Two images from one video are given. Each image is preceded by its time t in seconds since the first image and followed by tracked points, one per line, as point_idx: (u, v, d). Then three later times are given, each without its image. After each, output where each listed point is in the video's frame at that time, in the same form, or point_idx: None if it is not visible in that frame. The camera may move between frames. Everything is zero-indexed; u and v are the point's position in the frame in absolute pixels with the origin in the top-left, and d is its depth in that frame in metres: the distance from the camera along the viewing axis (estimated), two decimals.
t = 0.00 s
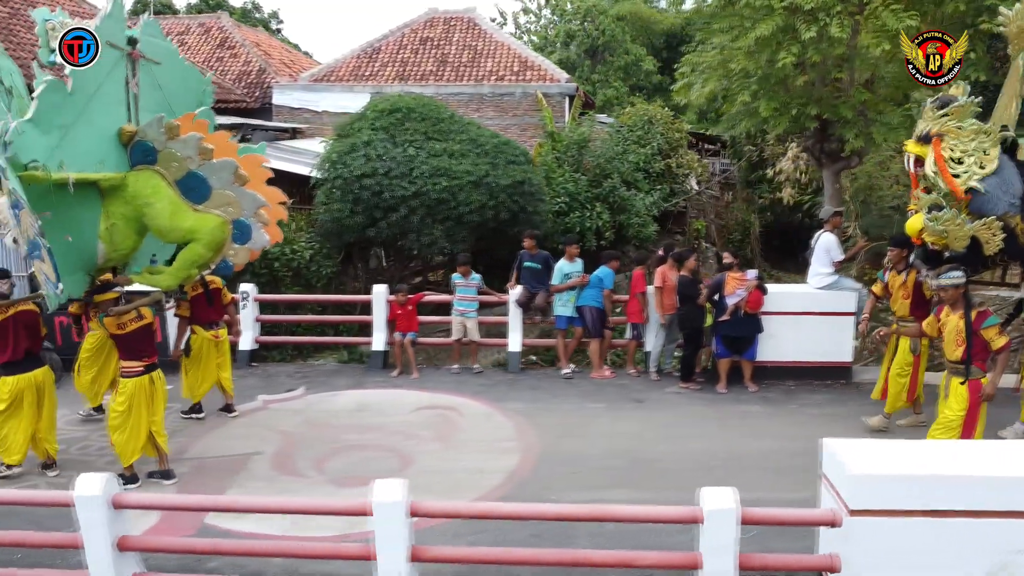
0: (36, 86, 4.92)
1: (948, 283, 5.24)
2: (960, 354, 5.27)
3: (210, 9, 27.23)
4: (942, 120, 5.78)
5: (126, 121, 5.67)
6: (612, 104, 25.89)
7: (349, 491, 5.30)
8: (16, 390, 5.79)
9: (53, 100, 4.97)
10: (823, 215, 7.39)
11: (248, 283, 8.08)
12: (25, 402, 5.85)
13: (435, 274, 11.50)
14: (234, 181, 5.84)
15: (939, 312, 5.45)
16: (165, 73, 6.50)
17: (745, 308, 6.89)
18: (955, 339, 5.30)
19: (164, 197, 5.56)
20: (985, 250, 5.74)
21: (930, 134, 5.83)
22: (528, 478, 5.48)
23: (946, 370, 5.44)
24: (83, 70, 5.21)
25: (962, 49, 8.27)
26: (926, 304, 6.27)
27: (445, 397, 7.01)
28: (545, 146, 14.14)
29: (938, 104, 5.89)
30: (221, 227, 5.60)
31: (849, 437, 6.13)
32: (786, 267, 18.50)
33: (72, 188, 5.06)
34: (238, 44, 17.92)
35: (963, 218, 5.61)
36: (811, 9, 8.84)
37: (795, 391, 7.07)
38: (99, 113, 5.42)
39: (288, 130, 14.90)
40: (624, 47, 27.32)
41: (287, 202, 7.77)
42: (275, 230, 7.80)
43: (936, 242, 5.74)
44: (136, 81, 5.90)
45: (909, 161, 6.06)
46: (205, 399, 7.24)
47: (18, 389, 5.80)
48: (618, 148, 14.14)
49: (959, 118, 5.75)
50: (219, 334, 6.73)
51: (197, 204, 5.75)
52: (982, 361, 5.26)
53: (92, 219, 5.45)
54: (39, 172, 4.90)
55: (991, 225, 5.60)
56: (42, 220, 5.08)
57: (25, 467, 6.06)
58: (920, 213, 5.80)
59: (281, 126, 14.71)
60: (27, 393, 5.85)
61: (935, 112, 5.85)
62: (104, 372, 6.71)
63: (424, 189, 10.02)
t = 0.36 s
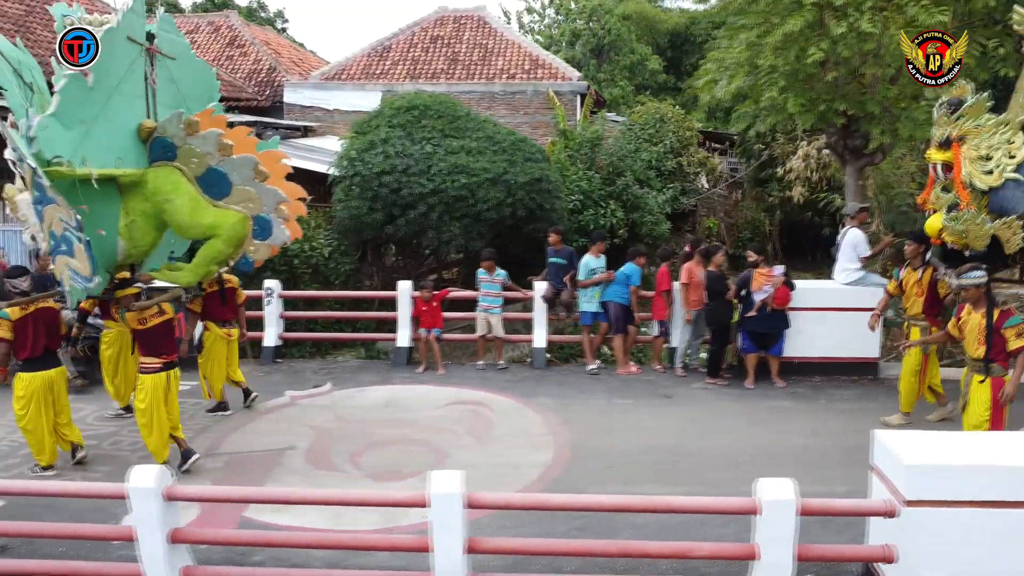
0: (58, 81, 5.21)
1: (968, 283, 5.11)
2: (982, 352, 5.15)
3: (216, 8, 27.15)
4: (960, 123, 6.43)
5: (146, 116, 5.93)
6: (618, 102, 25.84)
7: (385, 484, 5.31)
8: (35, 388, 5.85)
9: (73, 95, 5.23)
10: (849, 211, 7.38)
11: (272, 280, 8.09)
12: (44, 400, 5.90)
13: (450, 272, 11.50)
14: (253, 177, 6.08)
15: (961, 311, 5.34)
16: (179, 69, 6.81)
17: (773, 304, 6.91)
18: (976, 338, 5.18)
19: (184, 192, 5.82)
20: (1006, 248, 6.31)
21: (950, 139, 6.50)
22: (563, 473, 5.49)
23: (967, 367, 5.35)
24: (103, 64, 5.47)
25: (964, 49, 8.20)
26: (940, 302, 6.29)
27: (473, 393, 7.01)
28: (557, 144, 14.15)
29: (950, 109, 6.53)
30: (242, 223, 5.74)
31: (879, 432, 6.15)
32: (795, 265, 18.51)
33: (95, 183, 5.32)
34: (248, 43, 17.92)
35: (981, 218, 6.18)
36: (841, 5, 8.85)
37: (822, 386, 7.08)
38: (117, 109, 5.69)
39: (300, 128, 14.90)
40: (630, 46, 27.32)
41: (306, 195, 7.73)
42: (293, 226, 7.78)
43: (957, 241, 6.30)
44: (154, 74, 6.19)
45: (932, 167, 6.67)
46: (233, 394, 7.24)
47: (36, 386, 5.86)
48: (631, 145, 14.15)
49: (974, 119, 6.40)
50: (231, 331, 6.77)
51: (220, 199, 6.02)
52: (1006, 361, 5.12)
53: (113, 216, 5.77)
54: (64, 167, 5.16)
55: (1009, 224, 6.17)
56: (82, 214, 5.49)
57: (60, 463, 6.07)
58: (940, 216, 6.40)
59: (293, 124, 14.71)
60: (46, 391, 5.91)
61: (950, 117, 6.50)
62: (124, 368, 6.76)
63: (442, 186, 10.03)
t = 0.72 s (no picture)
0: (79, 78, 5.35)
1: (984, 287, 5.11)
2: (1000, 352, 5.08)
3: (221, 8, 27.10)
4: (973, 127, 5.99)
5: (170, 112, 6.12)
6: (624, 102, 25.78)
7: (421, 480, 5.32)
8: (65, 382, 5.83)
9: (97, 89, 5.40)
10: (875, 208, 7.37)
11: (295, 277, 8.09)
12: (74, 394, 5.89)
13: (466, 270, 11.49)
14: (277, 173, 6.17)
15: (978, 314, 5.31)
16: (202, 61, 6.82)
17: (796, 303, 6.92)
18: (994, 339, 5.12)
19: (207, 187, 6.05)
20: None
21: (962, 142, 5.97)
22: (598, 470, 5.49)
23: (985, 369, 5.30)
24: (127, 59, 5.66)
25: (964, 49, 8.19)
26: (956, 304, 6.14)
27: (500, 390, 7.02)
28: (569, 143, 14.17)
29: (967, 111, 6.08)
30: (264, 219, 6.05)
31: (908, 429, 6.17)
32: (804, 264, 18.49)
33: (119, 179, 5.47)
34: (257, 42, 17.92)
35: (997, 221, 5.56)
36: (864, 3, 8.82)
37: (848, 383, 7.10)
38: (141, 104, 5.86)
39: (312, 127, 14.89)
40: (636, 46, 27.27)
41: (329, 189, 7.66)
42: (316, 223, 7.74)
43: (973, 245, 5.73)
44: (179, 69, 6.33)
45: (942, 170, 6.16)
46: (259, 391, 7.24)
47: (67, 380, 5.85)
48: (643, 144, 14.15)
49: (989, 124, 5.98)
50: (255, 325, 6.77)
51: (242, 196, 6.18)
52: None
53: (136, 210, 5.97)
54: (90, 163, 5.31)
55: None
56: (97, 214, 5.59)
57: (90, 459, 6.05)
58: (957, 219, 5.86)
59: (305, 123, 14.70)
60: (75, 384, 5.89)
61: (965, 121, 6.06)
62: (149, 361, 6.74)
63: (460, 185, 10.04)
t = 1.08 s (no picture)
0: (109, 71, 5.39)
1: (985, 278, 5.03)
2: (1005, 344, 5.00)
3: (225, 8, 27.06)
4: (983, 116, 5.64)
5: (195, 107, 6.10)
6: (629, 102, 25.78)
7: (456, 477, 5.31)
8: (92, 377, 5.85)
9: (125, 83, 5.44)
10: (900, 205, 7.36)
11: (317, 276, 8.11)
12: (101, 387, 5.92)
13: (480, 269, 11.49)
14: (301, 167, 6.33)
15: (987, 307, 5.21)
16: (227, 58, 6.71)
17: (815, 302, 6.92)
18: (1001, 332, 5.02)
19: (232, 182, 6.03)
20: None
21: (970, 128, 5.69)
22: (632, 467, 5.48)
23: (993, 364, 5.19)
24: (148, 52, 5.64)
25: (964, 49, 8.22)
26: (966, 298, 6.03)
27: (526, 387, 7.02)
28: (581, 142, 14.18)
29: (986, 98, 5.68)
30: (288, 214, 6.07)
31: (937, 427, 6.18)
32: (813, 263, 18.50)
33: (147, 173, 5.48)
34: (266, 41, 17.93)
35: (1004, 213, 5.39)
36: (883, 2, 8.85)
37: (874, 382, 7.11)
38: (166, 98, 5.83)
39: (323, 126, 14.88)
40: (640, 45, 27.27)
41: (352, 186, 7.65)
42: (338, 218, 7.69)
43: (978, 237, 5.55)
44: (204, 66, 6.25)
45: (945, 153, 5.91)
46: (285, 388, 7.24)
47: (93, 375, 5.86)
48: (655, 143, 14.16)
49: (1002, 116, 5.58)
50: (278, 320, 6.74)
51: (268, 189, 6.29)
52: None
53: (162, 205, 5.91)
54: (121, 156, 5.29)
55: None
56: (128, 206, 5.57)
57: (121, 456, 6.04)
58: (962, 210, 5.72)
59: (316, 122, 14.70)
60: (102, 377, 5.91)
61: (979, 106, 5.70)
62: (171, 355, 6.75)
63: (478, 183, 10.06)
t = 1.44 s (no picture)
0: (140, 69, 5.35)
1: (989, 271, 5.08)
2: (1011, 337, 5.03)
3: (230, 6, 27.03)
4: (987, 108, 5.87)
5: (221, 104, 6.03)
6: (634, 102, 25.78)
7: (491, 474, 5.32)
8: (118, 371, 5.85)
9: (162, 80, 5.40)
10: (924, 203, 7.37)
11: (340, 274, 8.14)
12: (124, 386, 5.91)
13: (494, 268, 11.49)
14: (325, 162, 6.43)
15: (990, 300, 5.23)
16: (248, 58, 6.66)
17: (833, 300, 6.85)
18: (1007, 326, 5.05)
19: (258, 179, 6.04)
20: None
21: (973, 121, 5.94)
22: (665, 464, 5.49)
23: (997, 355, 5.23)
24: (181, 49, 5.63)
25: (964, 49, 8.51)
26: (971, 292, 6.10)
27: (552, 385, 7.03)
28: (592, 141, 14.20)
29: (988, 92, 5.95)
30: (313, 210, 6.13)
31: (965, 424, 6.20)
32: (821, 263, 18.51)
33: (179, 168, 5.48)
34: (275, 41, 17.93)
35: (1007, 206, 5.54)
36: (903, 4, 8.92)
37: (898, 380, 7.12)
38: (196, 96, 5.80)
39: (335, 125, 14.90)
40: (645, 45, 27.28)
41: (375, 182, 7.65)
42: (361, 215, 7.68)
43: (980, 229, 5.69)
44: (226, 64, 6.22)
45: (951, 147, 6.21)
46: (309, 386, 7.24)
47: (120, 370, 5.85)
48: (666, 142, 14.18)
49: (1006, 108, 5.80)
50: (299, 317, 6.85)
51: (293, 184, 6.32)
52: None
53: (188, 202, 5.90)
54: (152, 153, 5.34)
55: None
56: (164, 201, 5.63)
57: (151, 454, 6.03)
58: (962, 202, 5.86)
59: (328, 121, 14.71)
60: (127, 377, 5.90)
61: (982, 100, 5.93)
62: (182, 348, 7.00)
63: (495, 181, 10.07)
